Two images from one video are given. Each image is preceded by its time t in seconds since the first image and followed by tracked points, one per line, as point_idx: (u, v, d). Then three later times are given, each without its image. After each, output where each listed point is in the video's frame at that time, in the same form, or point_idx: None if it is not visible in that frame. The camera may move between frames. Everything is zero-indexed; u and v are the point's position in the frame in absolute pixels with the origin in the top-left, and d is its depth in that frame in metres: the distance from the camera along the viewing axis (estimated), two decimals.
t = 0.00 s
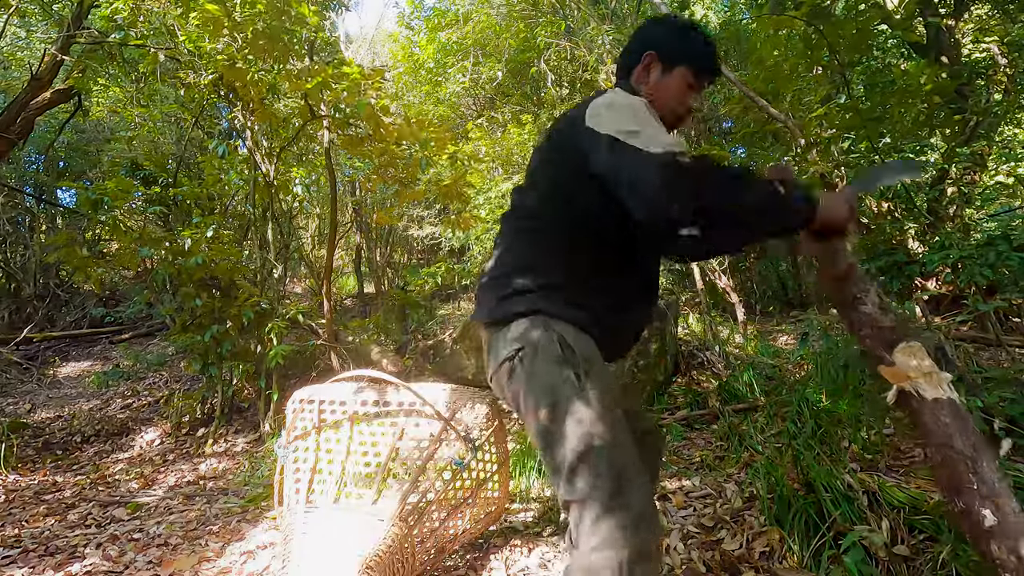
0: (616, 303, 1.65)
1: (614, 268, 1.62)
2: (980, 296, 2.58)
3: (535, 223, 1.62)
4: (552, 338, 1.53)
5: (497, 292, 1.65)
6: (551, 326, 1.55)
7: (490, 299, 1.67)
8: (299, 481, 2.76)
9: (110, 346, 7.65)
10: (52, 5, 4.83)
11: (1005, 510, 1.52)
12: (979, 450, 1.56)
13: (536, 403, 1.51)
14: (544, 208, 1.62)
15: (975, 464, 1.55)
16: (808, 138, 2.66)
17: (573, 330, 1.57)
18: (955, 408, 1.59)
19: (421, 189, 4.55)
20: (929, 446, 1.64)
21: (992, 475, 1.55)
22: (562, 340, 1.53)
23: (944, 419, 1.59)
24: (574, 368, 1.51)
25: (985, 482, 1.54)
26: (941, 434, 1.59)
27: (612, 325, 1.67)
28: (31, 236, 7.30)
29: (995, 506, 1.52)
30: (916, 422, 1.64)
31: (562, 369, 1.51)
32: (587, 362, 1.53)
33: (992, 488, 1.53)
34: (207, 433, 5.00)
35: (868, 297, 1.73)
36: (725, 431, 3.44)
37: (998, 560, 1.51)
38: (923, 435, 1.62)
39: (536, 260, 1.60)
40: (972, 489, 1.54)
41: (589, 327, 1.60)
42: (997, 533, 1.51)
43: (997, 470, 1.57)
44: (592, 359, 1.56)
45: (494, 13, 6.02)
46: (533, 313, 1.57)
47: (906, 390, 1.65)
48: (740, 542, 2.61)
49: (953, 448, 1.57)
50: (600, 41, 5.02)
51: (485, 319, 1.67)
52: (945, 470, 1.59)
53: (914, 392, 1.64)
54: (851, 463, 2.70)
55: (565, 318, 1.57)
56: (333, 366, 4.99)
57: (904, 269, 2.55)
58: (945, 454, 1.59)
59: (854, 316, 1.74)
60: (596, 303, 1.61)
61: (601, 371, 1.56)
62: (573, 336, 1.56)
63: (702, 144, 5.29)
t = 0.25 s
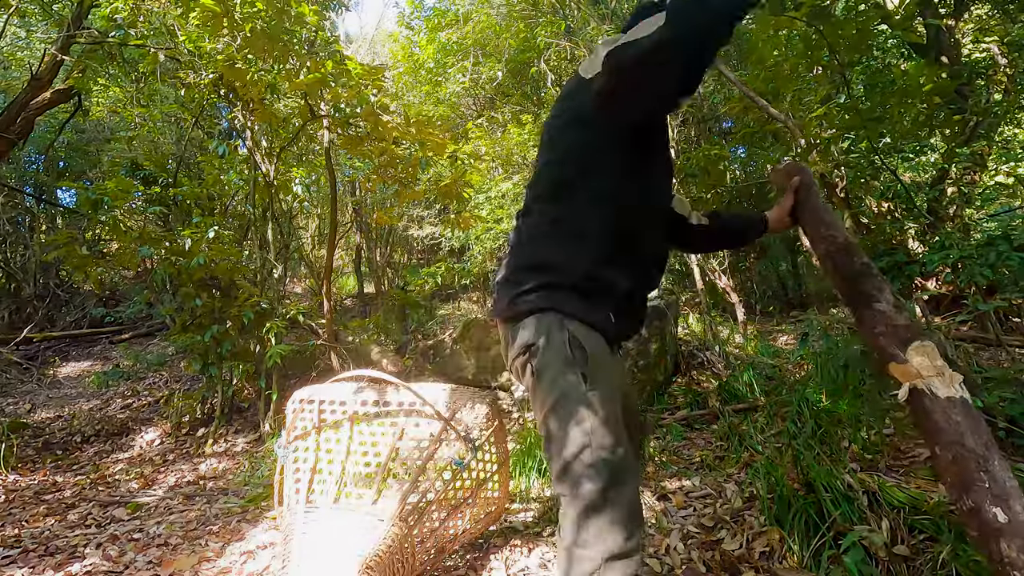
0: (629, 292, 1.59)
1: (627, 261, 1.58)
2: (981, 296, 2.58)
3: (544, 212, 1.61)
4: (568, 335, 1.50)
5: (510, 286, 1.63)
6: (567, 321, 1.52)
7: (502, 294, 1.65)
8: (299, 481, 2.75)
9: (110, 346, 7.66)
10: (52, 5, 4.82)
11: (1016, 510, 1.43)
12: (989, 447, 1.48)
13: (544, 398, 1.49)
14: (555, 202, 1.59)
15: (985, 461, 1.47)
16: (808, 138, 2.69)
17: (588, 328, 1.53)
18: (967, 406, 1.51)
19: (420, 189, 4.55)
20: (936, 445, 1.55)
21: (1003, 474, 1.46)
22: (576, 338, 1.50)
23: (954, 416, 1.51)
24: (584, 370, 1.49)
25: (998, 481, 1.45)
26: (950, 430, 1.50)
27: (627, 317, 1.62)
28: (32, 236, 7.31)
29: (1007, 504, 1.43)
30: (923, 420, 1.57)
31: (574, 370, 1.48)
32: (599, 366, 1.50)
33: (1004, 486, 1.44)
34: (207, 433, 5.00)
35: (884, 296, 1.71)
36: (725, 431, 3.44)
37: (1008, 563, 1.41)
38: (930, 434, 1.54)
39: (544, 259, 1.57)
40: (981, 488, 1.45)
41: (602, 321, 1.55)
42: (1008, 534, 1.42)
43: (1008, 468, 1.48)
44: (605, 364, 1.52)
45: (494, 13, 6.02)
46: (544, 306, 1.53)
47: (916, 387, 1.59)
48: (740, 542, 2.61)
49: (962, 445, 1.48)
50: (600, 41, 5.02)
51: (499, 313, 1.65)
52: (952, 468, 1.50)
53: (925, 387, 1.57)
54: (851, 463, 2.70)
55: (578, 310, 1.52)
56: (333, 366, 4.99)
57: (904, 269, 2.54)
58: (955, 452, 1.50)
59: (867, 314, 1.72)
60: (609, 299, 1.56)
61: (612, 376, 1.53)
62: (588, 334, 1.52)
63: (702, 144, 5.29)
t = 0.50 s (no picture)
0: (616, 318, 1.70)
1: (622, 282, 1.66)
2: (980, 296, 2.58)
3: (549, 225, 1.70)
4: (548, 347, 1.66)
5: (504, 287, 1.74)
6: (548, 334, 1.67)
7: (492, 295, 1.76)
8: (299, 481, 2.75)
9: (110, 346, 7.65)
10: (51, 5, 4.82)
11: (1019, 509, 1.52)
12: (992, 448, 1.57)
13: (524, 406, 1.64)
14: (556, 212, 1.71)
15: (988, 463, 1.55)
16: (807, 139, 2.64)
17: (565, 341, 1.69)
18: (971, 407, 1.59)
19: (421, 189, 4.55)
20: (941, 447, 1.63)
21: (1006, 474, 1.55)
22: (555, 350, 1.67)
23: (958, 420, 1.58)
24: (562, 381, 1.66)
25: (1001, 482, 1.54)
26: (955, 434, 1.58)
27: (611, 340, 1.73)
28: (31, 236, 7.31)
29: (1009, 505, 1.52)
30: (929, 424, 1.64)
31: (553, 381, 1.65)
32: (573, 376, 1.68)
33: (1007, 487, 1.53)
34: (207, 433, 5.00)
35: (888, 296, 1.71)
36: (725, 431, 3.45)
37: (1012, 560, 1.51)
38: (936, 437, 1.62)
39: (538, 270, 1.68)
40: (986, 489, 1.54)
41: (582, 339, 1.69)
42: (1011, 533, 1.52)
43: (1010, 467, 1.57)
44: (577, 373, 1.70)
45: (494, 12, 6.02)
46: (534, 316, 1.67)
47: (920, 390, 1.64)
48: (740, 542, 2.61)
49: (967, 448, 1.56)
50: (600, 41, 5.02)
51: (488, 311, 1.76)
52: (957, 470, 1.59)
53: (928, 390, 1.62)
54: (851, 463, 2.71)
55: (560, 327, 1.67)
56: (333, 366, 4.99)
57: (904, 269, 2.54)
58: (960, 451, 1.58)
59: (870, 314, 1.72)
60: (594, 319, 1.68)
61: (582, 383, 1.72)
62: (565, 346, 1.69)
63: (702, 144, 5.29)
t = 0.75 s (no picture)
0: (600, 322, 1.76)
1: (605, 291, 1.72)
2: (980, 297, 2.58)
3: (543, 228, 1.71)
4: (547, 349, 1.67)
5: (497, 286, 1.75)
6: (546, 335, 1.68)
7: (488, 294, 1.76)
8: (299, 481, 2.74)
9: (110, 346, 7.65)
10: (51, 5, 4.82)
11: (998, 517, 1.63)
12: (972, 458, 1.68)
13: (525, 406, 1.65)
14: (550, 212, 1.71)
15: (967, 474, 1.66)
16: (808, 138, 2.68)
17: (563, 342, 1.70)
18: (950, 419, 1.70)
19: (421, 188, 4.54)
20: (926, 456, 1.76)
21: (985, 483, 1.66)
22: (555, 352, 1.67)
23: (937, 432, 1.70)
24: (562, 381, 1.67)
25: (979, 491, 1.65)
26: (935, 445, 1.70)
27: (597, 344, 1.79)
28: (32, 236, 7.31)
29: (987, 513, 1.64)
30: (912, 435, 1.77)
31: (553, 381, 1.65)
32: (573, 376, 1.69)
33: (985, 496, 1.64)
34: (207, 433, 5.00)
35: (861, 314, 1.93)
36: (725, 432, 3.45)
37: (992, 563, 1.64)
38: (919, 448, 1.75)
39: (532, 273, 1.70)
40: (966, 498, 1.66)
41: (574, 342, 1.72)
42: (989, 538, 1.64)
43: (990, 476, 1.68)
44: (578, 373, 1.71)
45: (494, 12, 6.01)
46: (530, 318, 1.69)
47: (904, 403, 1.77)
48: (740, 542, 2.61)
49: (947, 460, 1.68)
50: (600, 41, 5.02)
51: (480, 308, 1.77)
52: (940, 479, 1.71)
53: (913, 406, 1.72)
54: (851, 463, 2.70)
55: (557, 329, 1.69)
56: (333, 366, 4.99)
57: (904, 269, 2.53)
58: (945, 461, 1.70)
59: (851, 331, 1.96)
60: (583, 325, 1.73)
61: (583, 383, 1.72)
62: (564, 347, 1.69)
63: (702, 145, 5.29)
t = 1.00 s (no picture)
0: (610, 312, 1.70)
1: (609, 284, 1.67)
2: (980, 296, 2.58)
3: (536, 226, 1.70)
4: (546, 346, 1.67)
5: (500, 290, 1.76)
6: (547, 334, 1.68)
7: (491, 300, 1.77)
8: (299, 481, 2.73)
9: (110, 346, 7.65)
10: (51, 5, 4.82)
11: (1000, 517, 1.47)
12: (973, 456, 1.52)
13: (525, 405, 1.66)
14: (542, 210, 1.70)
15: (967, 471, 1.49)
16: (807, 140, 2.61)
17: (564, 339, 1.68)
18: (949, 417, 1.54)
19: (421, 188, 4.54)
20: (921, 457, 1.59)
21: (987, 483, 1.50)
22: (554, 350, 1.67)
23: (935, 428, 1.54)
24: (562, 379, 1.66)
25: (981, 490, 1.48)
26: (934, 442, 1.54)
27: (608, 336, 1.73)
28: (32, 236, 7.31)
29: (990, 512, 1.47)
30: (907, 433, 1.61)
31: (551, 380, 1.65)
32: (575, 374, 1.67)
33: (987, 496, 1.48)
34: (207, 433, 5.00)
35: (861, 312, 1.72)
36: (725, 431, 3.45)
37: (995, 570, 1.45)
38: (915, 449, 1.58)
39: (530, 274, 1.69)
40: (966, 498, 1.49)
41: (578, 338, 1.68)
42: (994, 542, 1.46)
43: (991, 475, 1.52)
44: (582, 371, 1.69)
45: (494, 12, 6.01)
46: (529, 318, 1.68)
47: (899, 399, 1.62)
48: (740, 542, 2.61)
49: (946, 458, 1.51)
50: (599, 41, 5.02)
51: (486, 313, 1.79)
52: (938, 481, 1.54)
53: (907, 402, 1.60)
54: (851, 463, 2.70)
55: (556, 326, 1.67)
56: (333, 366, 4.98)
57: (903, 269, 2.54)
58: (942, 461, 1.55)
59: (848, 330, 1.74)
60: (587, 318, 1.68)
61: (588, 380, 1.71)
62: (564, 343, 1.68)
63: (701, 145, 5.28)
